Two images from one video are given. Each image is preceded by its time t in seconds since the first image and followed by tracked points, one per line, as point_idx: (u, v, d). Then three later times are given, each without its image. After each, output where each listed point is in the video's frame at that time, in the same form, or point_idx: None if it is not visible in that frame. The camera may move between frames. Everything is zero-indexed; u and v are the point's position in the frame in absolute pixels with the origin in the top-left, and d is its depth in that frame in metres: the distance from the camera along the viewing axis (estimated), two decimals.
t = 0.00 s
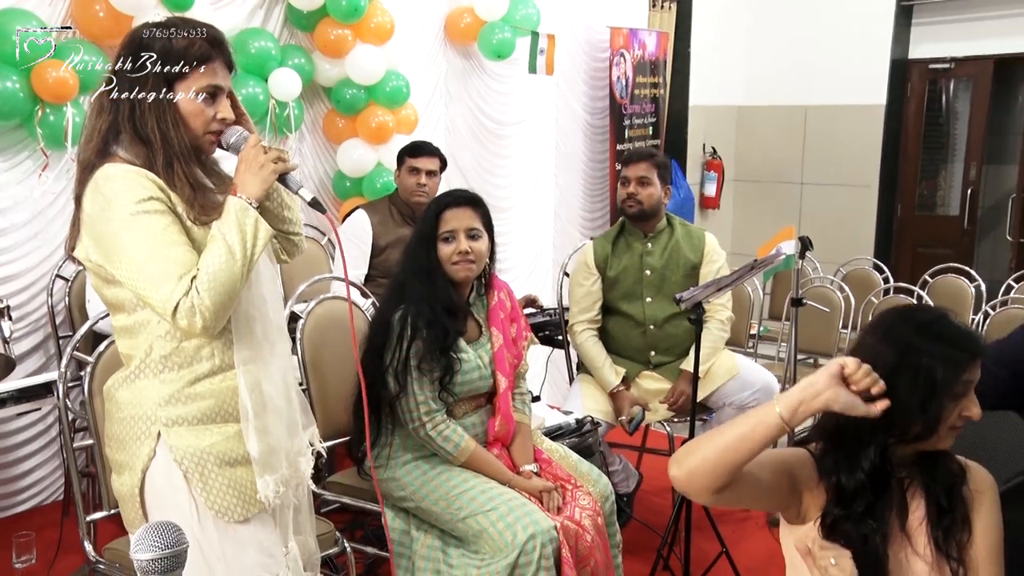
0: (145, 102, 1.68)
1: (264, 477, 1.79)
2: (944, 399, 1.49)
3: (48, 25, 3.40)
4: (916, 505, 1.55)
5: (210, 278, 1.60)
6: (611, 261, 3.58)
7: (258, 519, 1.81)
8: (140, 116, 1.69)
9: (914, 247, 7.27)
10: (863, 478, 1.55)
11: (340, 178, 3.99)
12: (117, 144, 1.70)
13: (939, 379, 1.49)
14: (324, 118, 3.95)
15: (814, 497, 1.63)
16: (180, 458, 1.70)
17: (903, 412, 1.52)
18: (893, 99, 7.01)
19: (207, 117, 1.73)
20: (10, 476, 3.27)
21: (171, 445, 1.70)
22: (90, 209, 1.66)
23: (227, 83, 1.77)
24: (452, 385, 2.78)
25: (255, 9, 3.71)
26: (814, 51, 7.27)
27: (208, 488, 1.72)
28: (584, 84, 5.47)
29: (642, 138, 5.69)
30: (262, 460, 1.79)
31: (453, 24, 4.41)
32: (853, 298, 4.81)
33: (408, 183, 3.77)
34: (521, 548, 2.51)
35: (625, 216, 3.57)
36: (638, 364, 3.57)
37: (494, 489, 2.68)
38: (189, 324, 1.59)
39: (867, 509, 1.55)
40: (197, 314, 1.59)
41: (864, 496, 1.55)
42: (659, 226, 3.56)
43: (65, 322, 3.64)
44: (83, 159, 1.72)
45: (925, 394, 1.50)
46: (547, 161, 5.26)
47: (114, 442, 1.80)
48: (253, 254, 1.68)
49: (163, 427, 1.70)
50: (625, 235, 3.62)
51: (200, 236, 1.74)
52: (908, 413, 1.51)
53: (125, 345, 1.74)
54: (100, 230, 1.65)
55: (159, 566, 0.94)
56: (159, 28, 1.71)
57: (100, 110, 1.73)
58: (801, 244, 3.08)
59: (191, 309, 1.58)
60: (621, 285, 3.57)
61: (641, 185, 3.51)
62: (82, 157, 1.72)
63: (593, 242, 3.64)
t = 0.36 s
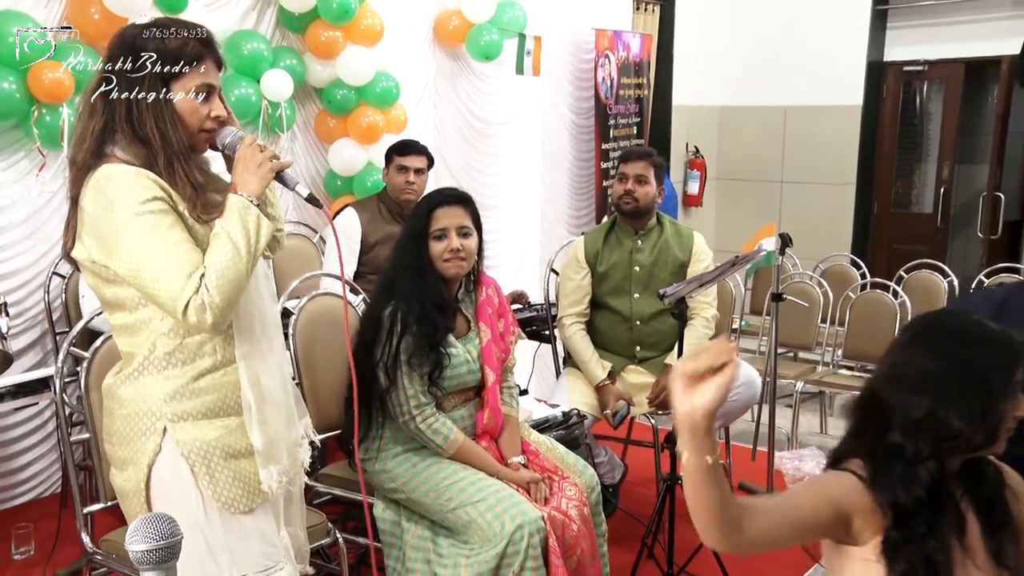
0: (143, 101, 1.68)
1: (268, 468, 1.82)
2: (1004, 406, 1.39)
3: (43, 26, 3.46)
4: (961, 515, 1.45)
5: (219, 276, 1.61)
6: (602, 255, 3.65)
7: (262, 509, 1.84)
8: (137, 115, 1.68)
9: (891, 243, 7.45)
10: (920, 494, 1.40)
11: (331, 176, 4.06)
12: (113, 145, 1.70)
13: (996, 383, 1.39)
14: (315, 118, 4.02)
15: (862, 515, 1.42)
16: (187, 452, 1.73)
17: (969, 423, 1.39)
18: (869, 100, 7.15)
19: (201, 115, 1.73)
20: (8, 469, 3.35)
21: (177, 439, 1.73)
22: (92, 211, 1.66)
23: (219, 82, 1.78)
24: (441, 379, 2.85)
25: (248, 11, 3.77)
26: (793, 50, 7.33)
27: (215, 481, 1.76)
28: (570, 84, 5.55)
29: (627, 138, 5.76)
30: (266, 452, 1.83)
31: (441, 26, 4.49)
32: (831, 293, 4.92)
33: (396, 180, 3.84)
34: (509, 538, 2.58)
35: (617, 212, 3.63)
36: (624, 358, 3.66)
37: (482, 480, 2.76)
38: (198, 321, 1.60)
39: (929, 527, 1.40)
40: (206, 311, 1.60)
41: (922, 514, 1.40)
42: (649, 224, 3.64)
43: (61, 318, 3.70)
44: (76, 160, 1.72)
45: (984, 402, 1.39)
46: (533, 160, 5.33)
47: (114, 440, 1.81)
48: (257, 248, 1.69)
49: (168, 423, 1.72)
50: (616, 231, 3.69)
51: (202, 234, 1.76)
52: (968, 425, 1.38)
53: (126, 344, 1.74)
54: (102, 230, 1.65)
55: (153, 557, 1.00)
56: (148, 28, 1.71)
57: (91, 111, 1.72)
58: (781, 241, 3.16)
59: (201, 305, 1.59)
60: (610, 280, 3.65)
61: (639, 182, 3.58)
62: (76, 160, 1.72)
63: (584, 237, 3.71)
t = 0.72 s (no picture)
0: (143, 102, 1.72)
1: (268, 460, 1.90)
2: None
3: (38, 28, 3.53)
4: None
5: (226, 271, 1.69)
6: (610, 247, 3.70)
7: (261, 500, 1.93)
8: (137, 116, 1.73)
9: (867, 240, 7.49)
10: None
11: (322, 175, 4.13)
12: (112, 144, 1.74)
13: None
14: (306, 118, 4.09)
15: None
16: (191, 446, 1.79)
17: None
18: (844, 101, 7.23)
19: (197, 114, 1.79)
20: (4, 463, 3.42)
21: (183, 433, 1.78)
22: (95, 210, 1.70)
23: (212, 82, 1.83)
24: (430, 372, 2.92)
25: (240, 13, 3.84)
26: (772, 54, 7.45)
27: (218, 473, 1.83)
28: (556, 84, 5.63)
29: (611, 138, 5.85)
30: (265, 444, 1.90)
31: (430, 29, 4.56)
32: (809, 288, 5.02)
33: (384, 178, 3.91)
34: (496, 529, 2.65)
35: (630, 207, 3.70)
36: (616, 352, 3.74)
37: (470, 472, 2.83)
38: (208, 317, 1.67)
39: None
40: (215, 307, 1.67)
41: None
42: (658, 224, 3.73)
43: (56, 316, 3.77)
44: (72, 158, 1.75)
45: None
46: (520, 159, 5.41)
47: (113, 436, 1.85)
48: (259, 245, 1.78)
49: (172, 418, 1.78)
50: (624, 226, 3.74)
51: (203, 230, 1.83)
52: None
53: (127, 341, 1.79)
54: (107, 230, 1.70)
55: (147, 549, 0.98)
56: (144, 27, 1.74)
57: (86, 109, 1.74)
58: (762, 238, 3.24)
59: (212, 301, 1.66)
60: (615, 273, 3.71)
61: (660, 185, 3.65)
62: (73, 158, 1.75)
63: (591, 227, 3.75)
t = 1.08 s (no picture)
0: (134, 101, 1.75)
1: (253, 456, 1.91)
2: None
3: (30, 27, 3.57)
4: None
5: (210, 270, 1.70)
6: (600, 241, 3.79)
7: (247, 494, 1.94)
8: (129, 114, 1.76)
9: (842, 235, 7.58)
10: None
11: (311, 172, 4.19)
12: (103, 141, 1.77)
13: None
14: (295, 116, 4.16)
15: None
16: (175, 440, 1.82)
17: None
18: (821, 99, 7.35)
19: (188, 112, 1.81)
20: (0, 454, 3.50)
21: (167, 428, 1.81)
22: (85, 208, 1.74)
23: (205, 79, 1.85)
24: (418, 365, 2.99)
25: (230, 13, 3.90)
26: (751, 52, 7.56)
27: (202, 467, 1.85)
28: (541, 83, 5.71)
29: (594, 134, 5.90)
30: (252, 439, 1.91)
31: (417, 28, 4.63)
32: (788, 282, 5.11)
33: (371, 174, 3.98)
34: (483, 517, 2.73)
35: (622, 203, 3.79)
36: (603, 345, 3.82)
37: (458, 462, 2.91)
38: (191, 315, 1.69)
39: None
40: (199, 304, 1.69)
41: None
42: (647, 221, 3.82)
43: (49, 310, 3.84)
44: (65, 155, 1.79)
45: None
46: (505, 157, 5.49)
47: (102, 429, 1.89)
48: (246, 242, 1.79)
49: (157, 412, 1.81)
50: (613, 221, 3.83)
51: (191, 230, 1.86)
52: None
53: (116, 337, 1.83)
54: (96, 227, 1.73)
55: (140, 539, 0.97)
56: (138, 26, 1.76)
57: (79, 106, 1.78)
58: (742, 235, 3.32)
59: (195, 299, 1.68)
60: (605, 267, 3.78)
61: (653, 183, 3.71)
62: (65, 154, 1.79)
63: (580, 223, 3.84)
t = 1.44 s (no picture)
0: (128, 99, 1.80)
1: (239, 452, 1.94)
2: None
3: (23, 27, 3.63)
4: None
5: (194, 270, 1.72)
6: (563, 239, 3.87)
7: (234, 488, 1.96)
8: (122, 112, 1.81)
9: (819, 229, 7.70)
10: None
11: (300, 169, 4.27)
12: (97, 138, 1.82)
13: None
14: (285, 114, 4.22)
15: None
16: (161, 435, 1.85)
17: None
18: (798, 97, 7.46)
19: (182, 111, 1.86)
20: None
21: (153, 422, 1.84)
22: (75, 205, 1.78)
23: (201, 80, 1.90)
24: (406, 359, 3.06)
25: (220, 13, 3.96)
26: (729, 51, 7.66)
27: (188, 462, 1.88)
28: (525, 81, 5.78)
29: (578, 132, 5.99)
30: (239, 434, 1.94)
31: (404, 28, 4.70)
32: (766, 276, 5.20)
33: (361, 172, 4.05)
34: (470, 506, 2.81)
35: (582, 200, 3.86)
36: (580, 337, 3.91)
37: (445, 453, 2.98)
38: (175, 315, 1.71)
39: None
40: (182, 305, 1.71)
41: None
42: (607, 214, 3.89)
43: (43, 305, 3.90)
44: (61, 150, 1.84)
45: None
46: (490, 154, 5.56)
47: (93, 422, 1.93)
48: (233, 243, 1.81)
49: (144, 407, 1.84)
50: (574, 219, 3.90)
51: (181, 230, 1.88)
52: None
53: (106, 332, 1.86)
54: (86, 225, 1.77)
55: (132, 527, 1.04)
56: (135, 26, 1.83)
57: (76, 104, 1.83)
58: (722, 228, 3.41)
59: (177, 299, 1.70)
60: (569, 264, 3.87)
61: (613, 178, 3.81)
62: (60, 150, 1.84)
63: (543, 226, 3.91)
